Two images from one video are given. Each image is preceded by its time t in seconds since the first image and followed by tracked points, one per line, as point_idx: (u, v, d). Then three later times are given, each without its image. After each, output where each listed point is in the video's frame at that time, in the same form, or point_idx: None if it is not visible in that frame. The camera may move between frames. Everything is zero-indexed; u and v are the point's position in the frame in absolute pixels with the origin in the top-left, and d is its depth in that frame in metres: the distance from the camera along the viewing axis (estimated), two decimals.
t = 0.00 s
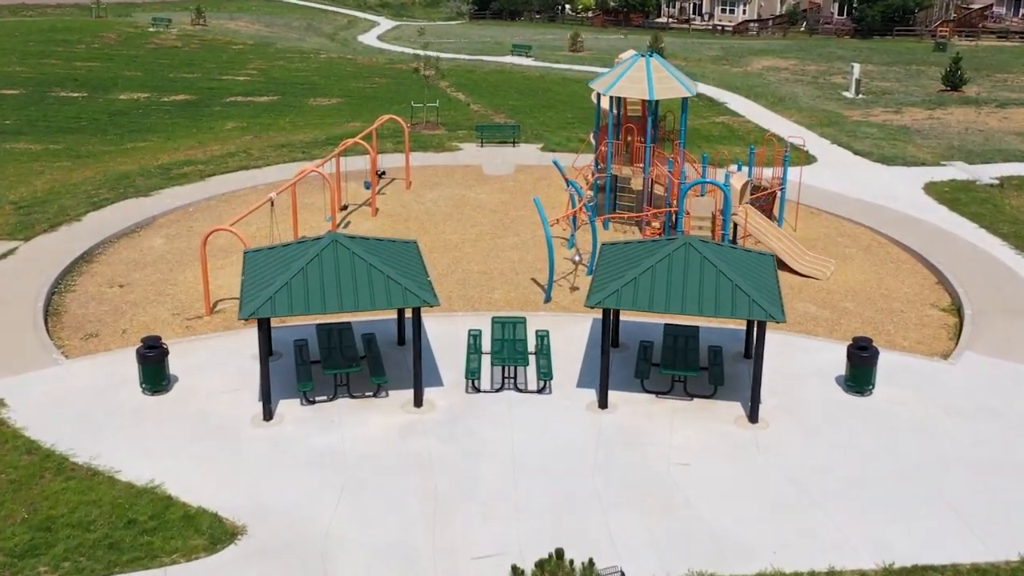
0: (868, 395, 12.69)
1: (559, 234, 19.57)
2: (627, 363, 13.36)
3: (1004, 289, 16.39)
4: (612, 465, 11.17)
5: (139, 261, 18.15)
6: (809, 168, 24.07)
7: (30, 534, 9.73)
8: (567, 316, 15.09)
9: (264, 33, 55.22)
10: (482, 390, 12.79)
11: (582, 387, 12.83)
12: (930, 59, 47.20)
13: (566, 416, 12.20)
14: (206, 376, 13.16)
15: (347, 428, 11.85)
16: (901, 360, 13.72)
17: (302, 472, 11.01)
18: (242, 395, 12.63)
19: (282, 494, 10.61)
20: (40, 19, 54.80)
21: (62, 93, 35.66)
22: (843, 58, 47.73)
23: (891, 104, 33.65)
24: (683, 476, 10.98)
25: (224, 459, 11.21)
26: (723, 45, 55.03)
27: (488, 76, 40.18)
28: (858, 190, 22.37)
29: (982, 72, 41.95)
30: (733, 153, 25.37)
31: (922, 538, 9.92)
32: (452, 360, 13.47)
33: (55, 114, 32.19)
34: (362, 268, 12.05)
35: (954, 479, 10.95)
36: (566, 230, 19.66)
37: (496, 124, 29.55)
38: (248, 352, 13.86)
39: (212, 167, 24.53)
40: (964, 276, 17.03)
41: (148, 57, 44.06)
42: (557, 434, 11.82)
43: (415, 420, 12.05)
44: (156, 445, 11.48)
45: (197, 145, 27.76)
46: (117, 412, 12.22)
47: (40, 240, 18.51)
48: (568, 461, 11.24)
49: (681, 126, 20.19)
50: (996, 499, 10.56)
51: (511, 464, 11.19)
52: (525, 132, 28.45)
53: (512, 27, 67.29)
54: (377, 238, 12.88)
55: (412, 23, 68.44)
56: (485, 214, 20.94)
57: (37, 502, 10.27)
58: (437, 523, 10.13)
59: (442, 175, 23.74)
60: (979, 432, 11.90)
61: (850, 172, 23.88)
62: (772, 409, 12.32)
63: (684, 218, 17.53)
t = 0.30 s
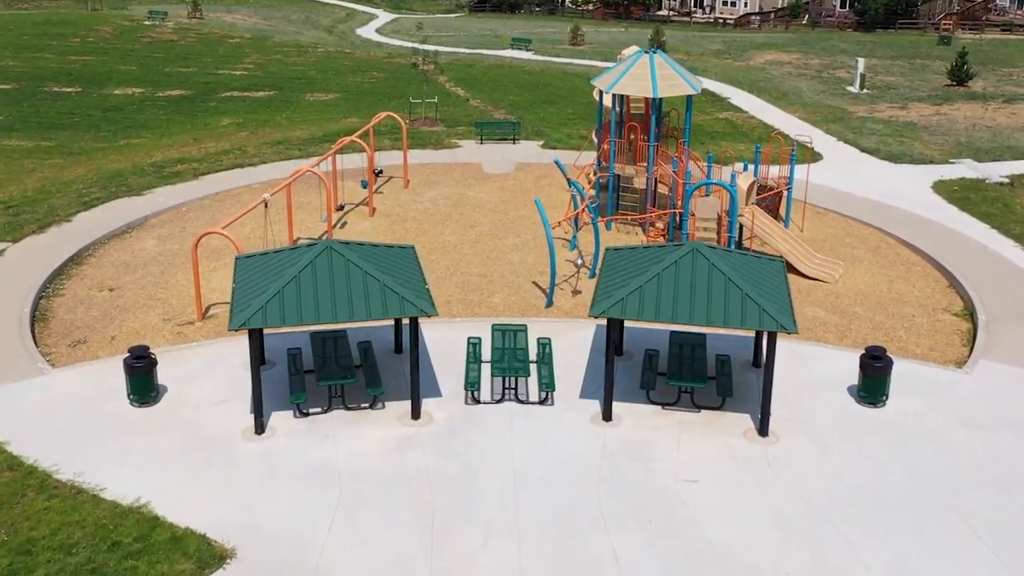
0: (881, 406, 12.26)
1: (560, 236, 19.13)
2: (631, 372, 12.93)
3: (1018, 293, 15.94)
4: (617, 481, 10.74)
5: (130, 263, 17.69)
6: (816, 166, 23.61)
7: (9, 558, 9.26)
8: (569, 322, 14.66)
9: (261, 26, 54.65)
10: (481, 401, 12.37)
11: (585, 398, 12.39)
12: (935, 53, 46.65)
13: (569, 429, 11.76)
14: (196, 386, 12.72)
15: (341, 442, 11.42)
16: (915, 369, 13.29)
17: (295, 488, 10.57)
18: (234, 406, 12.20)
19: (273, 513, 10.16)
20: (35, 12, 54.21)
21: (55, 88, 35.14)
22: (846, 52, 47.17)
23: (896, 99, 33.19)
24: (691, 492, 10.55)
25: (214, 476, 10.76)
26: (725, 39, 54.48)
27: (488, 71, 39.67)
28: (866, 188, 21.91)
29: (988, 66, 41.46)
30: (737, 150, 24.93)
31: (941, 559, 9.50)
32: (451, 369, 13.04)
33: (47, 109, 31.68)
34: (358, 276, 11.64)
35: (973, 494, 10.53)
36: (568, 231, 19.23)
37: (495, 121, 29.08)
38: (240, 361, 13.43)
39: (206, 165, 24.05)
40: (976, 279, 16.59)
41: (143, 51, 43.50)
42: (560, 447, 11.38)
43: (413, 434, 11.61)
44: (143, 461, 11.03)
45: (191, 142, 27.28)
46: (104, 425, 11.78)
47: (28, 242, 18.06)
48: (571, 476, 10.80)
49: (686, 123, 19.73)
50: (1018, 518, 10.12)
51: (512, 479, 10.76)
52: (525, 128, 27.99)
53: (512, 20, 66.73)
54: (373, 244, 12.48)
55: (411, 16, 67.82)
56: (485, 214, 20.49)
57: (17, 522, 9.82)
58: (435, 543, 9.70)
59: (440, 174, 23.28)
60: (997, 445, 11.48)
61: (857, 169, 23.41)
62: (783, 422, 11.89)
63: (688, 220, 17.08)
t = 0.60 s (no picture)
0: (898, 421, 11.77)
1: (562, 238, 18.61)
2: (638, 384, 12.43)
3: None
4: (624, 502, 10.25)
5: (120, 267, 17.18)
6: (825, 165, 23.09)
7: None
8: (572, 331, 14.17)
9: (258, 19, 54.00)
10: (481, 416, 11.88)
11: (589, 413, 11.90)
12: (940, 46, 46.03)
13: (573, 445, 11.27)
14: (185, 400, 12.21)
15: (336, 460, 10.93)
16: (932, 381, 12.80)
17: (286, 511, 10.08)
18: (224, 422, 11.71)
19: (263, 538, 9.67)
20: (29, 4, 53.50)
21: (47, 82, 34.54)
22: (851, 45, 46.57)
23: (903, 94, 32.63)
24: (702, 515, 10.07)
25: (201, 498, 10.27)
26: (728, 31, 53.85)
27: (487, 64, 39.08)
28: (876, 187, 21.38)
29: (995, 59, 40.91)
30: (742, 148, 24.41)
31: None
32: (450, 381, 12.54)
33: (39, 104, 31.10)
34: (353, 287, 11.15)
35: (997, 517, 10.04)
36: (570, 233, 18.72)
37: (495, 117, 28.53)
38: (231, 373, 12.94)
39: (199, 163, 23.51)
40: (992, 284, 16.08)
41: (138, 44, 42.88)
42: (565, 466, 10.88)
43: (410, 452, 11.12)
44: (128, 481, 10.53)
45: (185, 139, 26.74)
46: (88, 442, 11.27)
47: (15, 245, 17.53)
48: (576, 497, 10.31)
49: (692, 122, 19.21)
50: None
51: (514, 500, 10.27)
52: (526, 124, 27.44)
53: (512, 12, 66.08)
54: (369, 251, 11.99)
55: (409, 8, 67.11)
56: (484, 215, 19.98)
57: None
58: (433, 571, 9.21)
59: (439, 172, 22.75)
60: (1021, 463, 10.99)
61: (867, 168, 22.89)
62: (795, 439, 11.40)
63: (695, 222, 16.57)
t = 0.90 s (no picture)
0: (916, 438, 11.29)
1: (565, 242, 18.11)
2: (645, 399, 11.96)
3: None
4: (631, 527, 9.77)
5: (108, 271, 16.68)
6: (833, 165, 22.60)
7: None
8: (576, 341, 13.68)
9: (255, 13, 53.38)
10: (481, 433, 11.39)
11: (594, 430, 11.42)
12: (946, 40, 45.43)
13: (578, 465, 10.79)
14: (172, 415, 11.73)
15: (329, 482, 10.45)
16: (950, 394, 12.31)
17: (276, 537, 9.59)
18: (213, 439, 11.23)
19: (252, 567, 9.18)
20: None
21: (40, 78, 33.97)
22: (855, 39, 46.02)
23: (910, 90, 32.11)
24: (713, 540, 9.58)
25: (187, 523, 9.78)
26: (730, 25, 53.26)
27: (487, 59, 38.53)
28: (887, 188, 20.88)
29: (1002, 54, 40.37)
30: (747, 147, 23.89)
31: None
32: (449, 396, 12.05)
33: (31, 101, 30.54)
34: (347, 299, 10.65)
35: None
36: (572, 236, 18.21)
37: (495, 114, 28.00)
38: (222, 386, 12.45)
39: (193, 162, 23.00)
40: (1009, 290, 15.58)
41: (133, 38, 42.29)
42: (569, 488, 10.40)
43: (407, 472, 10.63)
44: (111, 505, 10.04)
45: (179, 136, 26.20)
46: (70, 462, 10.79)
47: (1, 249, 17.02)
48: (581, 522, 9.83)
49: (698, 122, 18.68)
50: None
51: (516, 525, 9.78)
52: (526, 122, 26.92)
53: (511, 5, 65.50)
54: (364, 261, 11.51)
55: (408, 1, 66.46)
56: (484, 216, 19.46)
57: None
58: None
59: (438, 171, 22.23)
60: None
61: (876, 167, 22.39)
62: (810, 458, 10.92)
63: (703, 227, 16.07)
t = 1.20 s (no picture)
0: (938, 460, 10.75)
1: (567, 246, 17.54)
2: (652, 418, 11.42)
3: None
4: (640, 560, 9.22)
5: (95, 277, 16.11)
6: (842, 165, 22.03)
7: None
8: (580, 354, 13.13)
9: (251, 5, 52.65)
10: (481, 455, 10.85)
11: (599, 452, 10.88)
12: (952, 33, 44.73)
13: (582, 490, 10.25)
14: (156, 436, 11.18)
15: (320, 509, 9.90)
16: (971, 412, 11.76)
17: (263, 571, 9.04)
18: (199, 462, 10.69)
19: None
20: None
21: (30, 73, 33.32)
22: (860, 32, 45.39)
23: (917, 85, 31.53)
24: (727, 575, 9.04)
25: (169, 556, 9.24)
26: (733, 18, 52.59)
27: (487, 53, 37.90)
28: (898, 189, 20.30)
29: (1009, 48, 39.76)
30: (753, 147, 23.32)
31: None
32: (447, 415, 11.51)
33: (21, 97, 29.91)
34: (339, 317, 10.12)
35: None
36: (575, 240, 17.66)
37: (495, 111, 27.40)
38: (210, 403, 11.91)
39: (184, 161, 22.41)
40: None
41: (126, 32, 41.60)
42: (574, 516, 9.85)
43: (403, 498, 10.08)
44: (89, 535, 9.51)
45: (171, 134, 25.60)
46: (48, 487, 10.25)
47: None
48: (585, 554, 9.29)
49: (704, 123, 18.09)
50: None
51: (518, 559, 9.24)
52: (527, 119, 26.31)
53: None
54: (357, 274, 10.98)
55: None
56: (484, 219, 18.89)
57: None
58: None
59: (436, 171, 21.66)
60: None
61: (887, 167, 21.81)
62: (827, 483, 10.37)
63: (710, 232, 15.51)
